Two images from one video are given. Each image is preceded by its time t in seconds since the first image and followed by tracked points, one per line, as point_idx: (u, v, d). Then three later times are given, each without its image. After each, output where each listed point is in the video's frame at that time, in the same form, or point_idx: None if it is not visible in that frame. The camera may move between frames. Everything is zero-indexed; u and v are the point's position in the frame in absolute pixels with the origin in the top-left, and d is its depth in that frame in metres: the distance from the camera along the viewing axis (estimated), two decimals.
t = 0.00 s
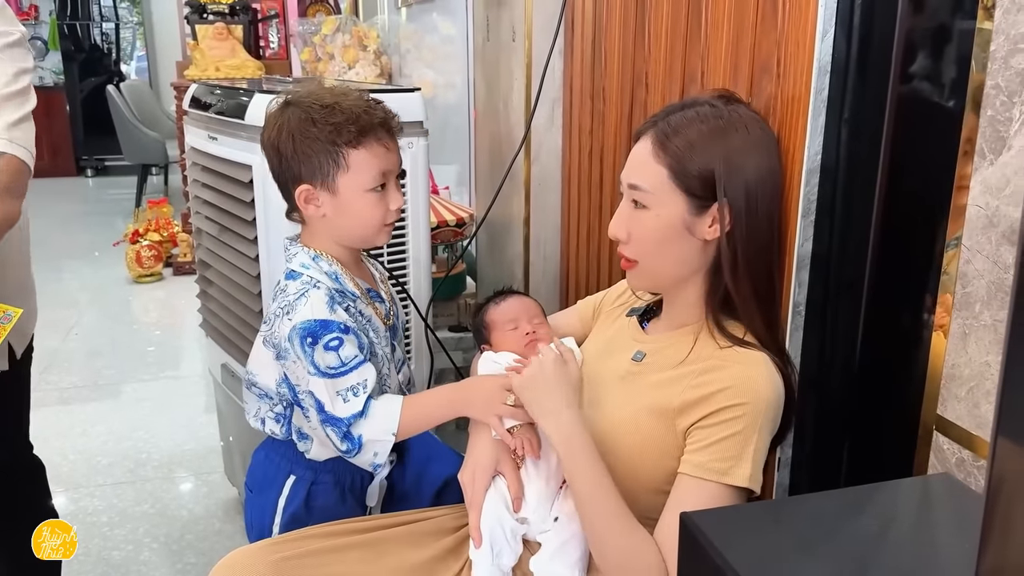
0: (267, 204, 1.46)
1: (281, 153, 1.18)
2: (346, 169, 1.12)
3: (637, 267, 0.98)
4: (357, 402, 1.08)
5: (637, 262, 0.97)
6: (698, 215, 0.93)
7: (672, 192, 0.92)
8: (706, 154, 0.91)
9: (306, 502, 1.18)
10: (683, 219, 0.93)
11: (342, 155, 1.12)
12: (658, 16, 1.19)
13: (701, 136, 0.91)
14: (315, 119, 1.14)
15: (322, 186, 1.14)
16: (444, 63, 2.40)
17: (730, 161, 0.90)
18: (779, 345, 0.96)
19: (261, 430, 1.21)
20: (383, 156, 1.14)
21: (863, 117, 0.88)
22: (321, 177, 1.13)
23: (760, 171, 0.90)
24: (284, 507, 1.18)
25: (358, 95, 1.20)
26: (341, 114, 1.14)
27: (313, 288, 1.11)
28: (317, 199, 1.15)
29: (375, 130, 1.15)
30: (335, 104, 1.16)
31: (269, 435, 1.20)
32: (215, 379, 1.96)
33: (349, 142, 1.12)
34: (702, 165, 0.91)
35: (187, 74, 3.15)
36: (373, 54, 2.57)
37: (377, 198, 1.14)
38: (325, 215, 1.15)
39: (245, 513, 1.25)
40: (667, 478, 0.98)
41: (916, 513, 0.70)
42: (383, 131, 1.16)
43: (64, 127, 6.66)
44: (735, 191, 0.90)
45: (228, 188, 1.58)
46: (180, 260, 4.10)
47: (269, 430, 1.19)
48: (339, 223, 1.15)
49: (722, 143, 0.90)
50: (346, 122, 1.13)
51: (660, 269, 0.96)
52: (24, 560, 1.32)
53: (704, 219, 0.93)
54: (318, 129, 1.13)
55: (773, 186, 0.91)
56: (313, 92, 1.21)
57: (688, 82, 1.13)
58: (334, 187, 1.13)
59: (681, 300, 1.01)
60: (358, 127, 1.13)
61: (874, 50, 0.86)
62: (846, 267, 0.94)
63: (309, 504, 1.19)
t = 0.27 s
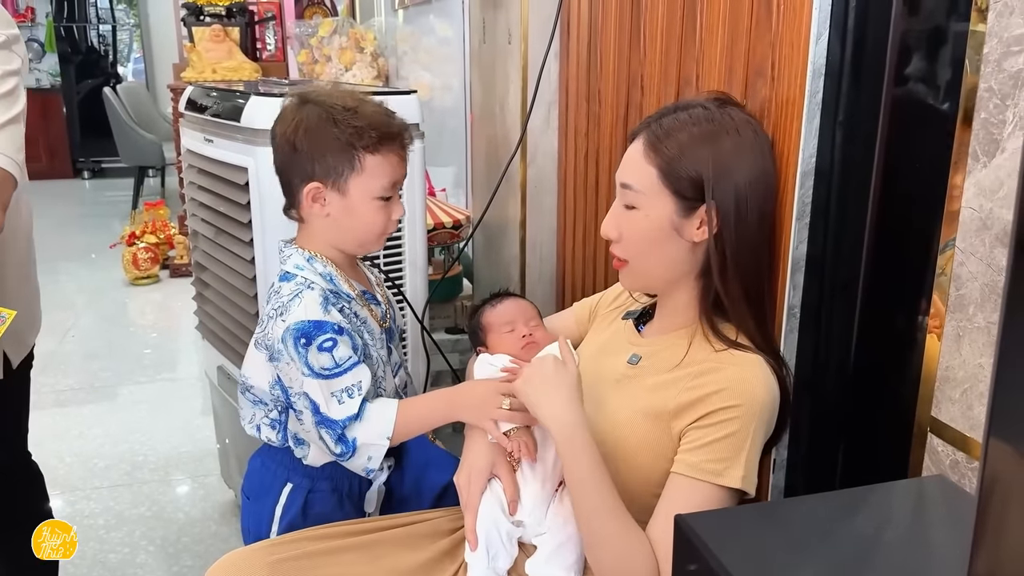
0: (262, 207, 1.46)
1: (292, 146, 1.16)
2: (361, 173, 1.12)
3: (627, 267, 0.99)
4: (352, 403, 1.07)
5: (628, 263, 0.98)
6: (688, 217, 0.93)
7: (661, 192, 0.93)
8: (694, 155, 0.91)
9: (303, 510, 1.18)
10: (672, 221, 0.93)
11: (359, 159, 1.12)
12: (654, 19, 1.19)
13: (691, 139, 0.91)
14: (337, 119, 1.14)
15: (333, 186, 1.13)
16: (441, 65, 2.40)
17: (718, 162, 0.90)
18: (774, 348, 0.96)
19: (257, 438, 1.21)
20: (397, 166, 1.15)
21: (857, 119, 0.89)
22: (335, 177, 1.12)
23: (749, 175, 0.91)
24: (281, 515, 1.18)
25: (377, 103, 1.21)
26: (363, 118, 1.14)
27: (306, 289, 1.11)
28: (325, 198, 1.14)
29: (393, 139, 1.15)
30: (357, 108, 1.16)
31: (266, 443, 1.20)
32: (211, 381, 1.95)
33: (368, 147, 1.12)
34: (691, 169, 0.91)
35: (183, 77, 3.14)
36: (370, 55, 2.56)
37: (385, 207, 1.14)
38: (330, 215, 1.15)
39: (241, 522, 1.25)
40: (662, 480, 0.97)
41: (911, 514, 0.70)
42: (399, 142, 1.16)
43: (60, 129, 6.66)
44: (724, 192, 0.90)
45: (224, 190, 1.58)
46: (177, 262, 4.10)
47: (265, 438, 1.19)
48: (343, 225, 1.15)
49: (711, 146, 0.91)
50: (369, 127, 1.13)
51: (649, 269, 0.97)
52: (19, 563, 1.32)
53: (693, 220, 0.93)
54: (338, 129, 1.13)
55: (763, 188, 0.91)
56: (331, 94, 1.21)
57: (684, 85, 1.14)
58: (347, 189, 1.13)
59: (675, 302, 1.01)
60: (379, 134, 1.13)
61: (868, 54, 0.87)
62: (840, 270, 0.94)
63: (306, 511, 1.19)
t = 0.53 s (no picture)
0: (258, 209, 1.46)
1: (335, 146, 1.15)
2: (405, 196, 1.17)
3: (626, 272, 0.99)
4: (356, 399, 1.08)
5: (627, 268, 0.98)
6: (680, 218, 0.93)
7: (650, 197, 0.94)
8: (681, 157, 0.91)
9: (301, 521, 1.19)
10: (665, 224, 0.93)
11: (407, 182, 1.17)
12: (650, 21, 1.19)
13: (677, 144, 0.92)
14: (398, 138, 1.17)
15: (379, 198, 1.15)
16: (438, 66, 2.40)
17: (705, 166, 0.91)
18: (769, 348, 0.96)
19: (252, 447, 1.20)
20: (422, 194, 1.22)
21: (852, 119, 0.89)
22: (387, 191, 1.15)
23: (736, 172, 0.91)
24: (279, 528, 1.19)
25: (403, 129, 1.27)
26: (409, 141, 1.19)
27: (306, 286, 1.11)
28: (366, 206, 1.14)
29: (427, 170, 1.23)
30: (408, 133, 1.21)
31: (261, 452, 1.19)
32: (208, 382, 1.95)
33: (415, 174, 1.19)
34: (680, 173, 0.91)
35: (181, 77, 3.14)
36: (367, 56, 2.55)
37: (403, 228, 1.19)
38: (362, 222, 1.15)
39: (236, 534, 1.24)
40: (660, 480, 0.98)
41: (906, 514, 0.70)
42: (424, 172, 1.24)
43: (58, 130, 6.65)
44: (711, 197, 0.90)
45: (220, 192, 1.58)
46: (174, 263, 4.09)
47: (261, 446, 1.18)
48: (366, 235, 1.16)
49: (696, 149, 0.91)
50: (421, 153, 1.19)
51: (643, 270, 0.97)
52: (16, 565, 1.32)
53: (684, 222, 0.93)
54: (399, 149, 1.16)
55: (750, 191, 0.91)
56: (366, 105, 1.23)
57: (679, 86, 1.14)
58: (390, 204, 1.16)
59: (671, 303, 1.01)
60: (425, 162, 1.20)
61: (862, 56, 0.87)
62: (836, 271, 0.94)
63: (305, 523, 1.19)
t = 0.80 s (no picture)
0: (256, 210, 1.46)
1: (355, 153, 1.16)
2: (413, 208, 1.20)
3: (622, 272, 0.99)
4: (358, 399, 1.08)
5: (624, 268, 0.98)
6: (675, 217, 0.93)
7: (645, 197, 0.94)
8: (675, 157, 0.92)
9: (303, 523, 1.19)
10: (660, 223, 0.94)
11: (416, 196, 1.20)
12: (647, 22, 1.19)
13: (672, 144, 0.92)
14: (412, 152, 1.20)
15: (391, 207, 1.16)
16: (435, 67, 2.40)
17: (699, 167, 0.91)
18: (765, 349, 0.96)
19: (252, 449, 1.20)
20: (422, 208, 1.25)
21: (848, 121, 0.89)
22: (399, 201, 1.17)
23: (729, 172, 0.91)
24: (282, 532, 1.19)
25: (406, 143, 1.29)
26: (422, 156, 1.22)
27: (312, 283, 1.11)
28: (379, 213, 1.15)
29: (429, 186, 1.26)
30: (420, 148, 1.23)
31: (261, 454, 1.19)
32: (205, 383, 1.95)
33: (422, 189, 1.21)
34: (674, 173, 0.92)
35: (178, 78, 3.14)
36: (364, 57, 2.56)
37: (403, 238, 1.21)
38: (373, 228, 1.16)
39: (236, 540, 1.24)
40: (656, 481, 0.98)
41: (903, 515, 0.70)
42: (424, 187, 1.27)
43: (55, 131, 6.64)
44: (705, 198, 0.91)
45: (218, 193, 1.58)
46: (171, 264, 4.09)
47: (262, 449, 1.18)
48: (374, 240, 1.17)
49: (690, 149, 0.92)
50: (429, 170, 1.22)
51: (638, 270, 0.97)
52: (14, 566, 1.32)
53: (677, 223, 0.94)
54: (413, 163, 1.19)
55: (742, 192, 0.91)
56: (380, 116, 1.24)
57: (676, 88, 1.14)
58: (399, 214, 1.18)
59: (668, 304, 1.01)
60: (431, 178, 1.23)
61: (857, 57, 0.87)
62: (833, 271, 0.95)
63: (307, 525, 1.20)
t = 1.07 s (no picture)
0: (255, 211, 1.46)
1: (359, 154, 1.16)
2: (414, 211, 1.20)
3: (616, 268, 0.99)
4: (356, 401, 1.08)
5: (618, 264, 0.98)
6: (676, 216, 0.94)
7: (648, 193, 0.94)
8: (680, 157, 0.92)
9: (301, 521, 1.19)
10: (660, 221, 0.94)
11: (418, 200, 1.20)
12: (645, 23, 1.19)
13: (676, 144, 0.92)
14: (416, 155, 1.20)
15: (393, 209, 1.16)
16: (433, 67, 2.40)
17: (703, 166, 0.91)
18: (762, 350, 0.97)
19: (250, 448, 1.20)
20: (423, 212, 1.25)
21: (847, 121, 0.89)
22: (401, 204, 1.17)
23: (731, 177, 0.92)
24: (280, 530, 1.19)
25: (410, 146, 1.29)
26: (425, 160, 1.22)
27: (311, 285, 1.11)
28: (381, 215, 1.16)
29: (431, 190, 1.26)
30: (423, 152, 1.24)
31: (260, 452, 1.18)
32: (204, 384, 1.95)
33: (424, 193, 1.22)
34: (677, 171, 0.92)
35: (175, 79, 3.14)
36: (362, 58, 2.57)
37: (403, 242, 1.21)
38: (374, 230, 1.16)
39: (234, 539, 1.24)
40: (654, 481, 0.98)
41: (901, 515, 0.71)
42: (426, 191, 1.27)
43: (52, 132, 6.64)
44: (709, 197, 0.91)
45: (216, 194, 1.58)
46: (169, 264, 4.09)
47: (259, 447, 1.18)
48: (374, 242, 1.17)
49: (694, 150, 0.92)
50: (432, 174, 1.23)
51: (637, 269, 0.97)
52: (11, 569, 1.31)
53: (678, 222, 0.94)
54: (416, 166, 1.19)
55: (741, 193, 0.92)
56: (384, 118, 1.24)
57: (674, 88, 1.14)
58: (400, 217, 1.18)
59: (667, 304, 1.01)
60: (433, 182, 1.23)
61: (856, 58, 0.87)
62: (831, 271, 0.95)
63: (305, 523, 1.20)
